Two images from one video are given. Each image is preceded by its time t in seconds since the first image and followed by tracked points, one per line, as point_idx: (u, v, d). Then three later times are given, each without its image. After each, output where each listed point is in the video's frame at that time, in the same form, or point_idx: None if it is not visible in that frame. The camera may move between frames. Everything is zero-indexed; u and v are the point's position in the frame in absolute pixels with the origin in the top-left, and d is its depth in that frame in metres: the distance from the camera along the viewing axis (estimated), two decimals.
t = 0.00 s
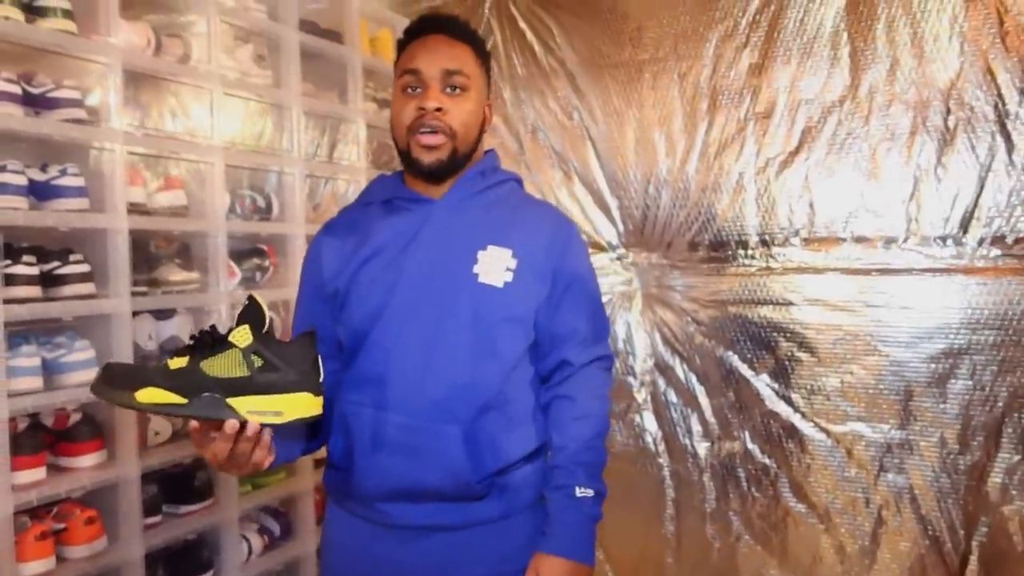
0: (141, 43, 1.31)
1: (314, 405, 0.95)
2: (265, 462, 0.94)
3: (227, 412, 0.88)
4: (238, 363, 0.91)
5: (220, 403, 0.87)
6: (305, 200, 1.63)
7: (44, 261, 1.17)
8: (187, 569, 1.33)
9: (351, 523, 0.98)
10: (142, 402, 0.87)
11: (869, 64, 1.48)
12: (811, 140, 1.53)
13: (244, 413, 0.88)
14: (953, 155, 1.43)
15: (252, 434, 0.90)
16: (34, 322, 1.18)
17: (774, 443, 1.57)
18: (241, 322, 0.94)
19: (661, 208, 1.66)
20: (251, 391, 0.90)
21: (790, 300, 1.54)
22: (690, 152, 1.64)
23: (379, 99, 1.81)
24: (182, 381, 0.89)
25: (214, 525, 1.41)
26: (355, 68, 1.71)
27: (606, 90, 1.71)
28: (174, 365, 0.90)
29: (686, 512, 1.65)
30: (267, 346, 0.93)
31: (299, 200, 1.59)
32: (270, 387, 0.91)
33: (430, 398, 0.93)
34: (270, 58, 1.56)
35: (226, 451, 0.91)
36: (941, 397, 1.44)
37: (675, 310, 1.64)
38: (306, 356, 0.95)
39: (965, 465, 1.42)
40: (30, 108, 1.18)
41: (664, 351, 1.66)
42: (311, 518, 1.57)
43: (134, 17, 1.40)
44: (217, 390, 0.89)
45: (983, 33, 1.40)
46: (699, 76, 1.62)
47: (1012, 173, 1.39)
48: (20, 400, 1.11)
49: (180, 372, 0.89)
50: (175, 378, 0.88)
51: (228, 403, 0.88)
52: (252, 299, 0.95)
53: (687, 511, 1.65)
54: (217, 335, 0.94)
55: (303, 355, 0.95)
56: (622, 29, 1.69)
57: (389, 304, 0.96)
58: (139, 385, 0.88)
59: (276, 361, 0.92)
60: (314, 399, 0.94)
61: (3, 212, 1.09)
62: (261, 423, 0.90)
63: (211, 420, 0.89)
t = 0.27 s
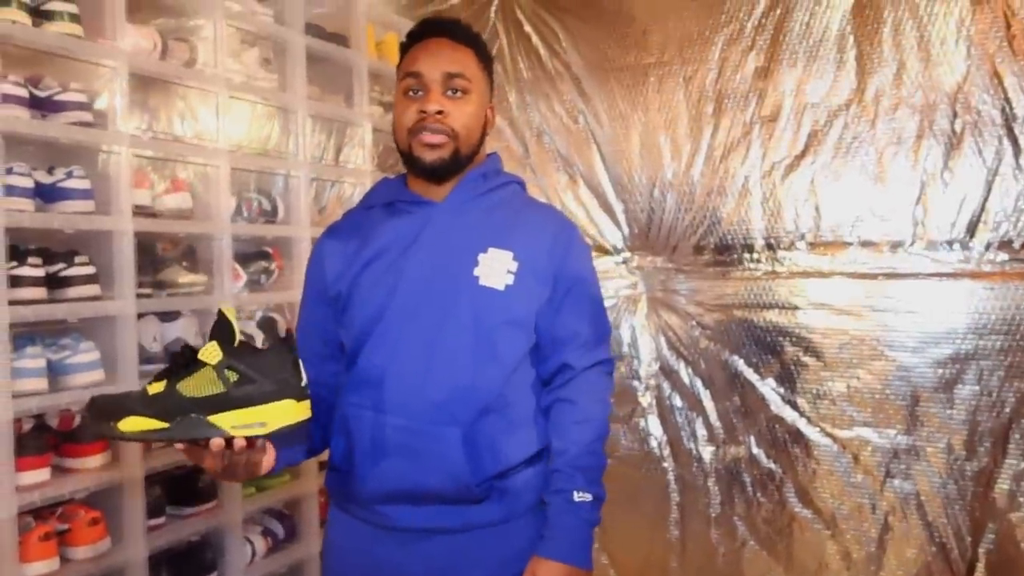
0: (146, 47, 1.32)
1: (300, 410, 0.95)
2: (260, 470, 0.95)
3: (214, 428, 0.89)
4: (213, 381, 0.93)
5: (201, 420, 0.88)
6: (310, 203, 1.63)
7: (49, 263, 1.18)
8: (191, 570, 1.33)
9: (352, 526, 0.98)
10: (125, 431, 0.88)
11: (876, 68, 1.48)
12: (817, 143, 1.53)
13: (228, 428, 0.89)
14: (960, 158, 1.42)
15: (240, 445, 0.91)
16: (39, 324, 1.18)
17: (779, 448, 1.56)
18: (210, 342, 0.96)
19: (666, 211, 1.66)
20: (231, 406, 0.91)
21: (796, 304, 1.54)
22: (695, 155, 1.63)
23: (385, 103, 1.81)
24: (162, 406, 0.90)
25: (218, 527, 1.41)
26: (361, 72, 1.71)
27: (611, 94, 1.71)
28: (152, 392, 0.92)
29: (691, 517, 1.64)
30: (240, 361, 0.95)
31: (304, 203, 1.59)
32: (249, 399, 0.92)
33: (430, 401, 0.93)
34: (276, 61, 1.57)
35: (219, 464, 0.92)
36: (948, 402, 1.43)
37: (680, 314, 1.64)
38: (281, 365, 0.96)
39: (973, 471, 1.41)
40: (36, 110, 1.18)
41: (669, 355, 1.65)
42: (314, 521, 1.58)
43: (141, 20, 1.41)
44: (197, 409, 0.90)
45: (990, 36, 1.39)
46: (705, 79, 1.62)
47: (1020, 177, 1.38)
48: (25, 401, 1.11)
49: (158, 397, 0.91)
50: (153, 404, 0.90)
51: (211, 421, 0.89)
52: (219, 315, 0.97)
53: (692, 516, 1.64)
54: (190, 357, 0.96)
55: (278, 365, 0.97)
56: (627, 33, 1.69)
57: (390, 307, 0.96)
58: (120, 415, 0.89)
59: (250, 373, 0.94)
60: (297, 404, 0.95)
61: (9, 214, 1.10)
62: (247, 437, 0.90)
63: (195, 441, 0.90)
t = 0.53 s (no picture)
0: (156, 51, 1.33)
1: (305, 406, 0.96)
2: (263, 469, 0.95)
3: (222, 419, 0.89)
4: (225, 371, 0.92)
5: (212, 410, 0.88)
6: (320, 205, 1.64)
7: (60, 265, 1.19)
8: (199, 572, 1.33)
9: (357, 527, 0.98)
10: (132, 415, 0.87)
11: (887, 70, 1.47)
12: (828, 146, 1.52)
13: (236, 420, 0.89)
14: (971, 161, 1.41)
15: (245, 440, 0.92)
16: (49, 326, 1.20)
17: (789, 452, 1.55)
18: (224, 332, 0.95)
19: (675, 214, 1.65)
20: (241, 398, 0.91)
21: (806, 307, 1.53)
22: (704, 158, 1.63)
23: (394, 106, 1.82)
24: (171, 394, 0.89)
25: (225, 528, 1.41)
26: (370, 75, 1.71)
27: (620, 96, 1.71)
28: (162, 378, 0.91)
29: (700, 521, 1.63)
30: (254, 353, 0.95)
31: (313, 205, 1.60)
32: (259, 394, 0.92)
33: (436, 403, 0.93)
34: (286, 64, 1.57)
35: (222, 459, 0.92)
36: (960, 407, 1.41)
37: (689, 317, 1.63)
38: (291, 361, 0.97)
39: (985, 476, 1.40)
40: (47, 114, 1.19)
41: (678, 358, 1.65)
42: (323, 523, 1.58)
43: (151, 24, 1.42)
44: (208, 399, 0.89)
45: (1002, 37, 1.38)
46: (714, 81, 1.62)
47: None
48: (35, 402, 1.12)
49: (168, 385, 0.90)
50: (163, 390, 0.89)
51: (220, 411, 0.89)
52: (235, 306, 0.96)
53: (701, 520, 1.63)
54: (202, 346, 0.95)
55: (287, 360, 0.97)
56: (636, 35, 1.69)
57: (397, 309, 0.97)
58: (128, 398, 0.88)
59: (263, 367, 0.94)
60: (303, 401, 0.96)
61: (20, 217, 1.11)
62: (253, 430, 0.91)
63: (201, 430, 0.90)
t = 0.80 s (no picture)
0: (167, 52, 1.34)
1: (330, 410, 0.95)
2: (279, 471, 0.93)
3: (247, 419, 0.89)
4: (253, 371, 0.92)
5: (235, 409, 0.88)
6: (329, 206, 1.64)
7: (72, 265, 1.20)
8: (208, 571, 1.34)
9: (365, 527, 0.98)
10: (160, 413, 0.88)
11: (898, 69, 1.46)
12: (838, 146, 1.51)
13: (260, 420, 0.89)
14: (984, 160, 1.40)
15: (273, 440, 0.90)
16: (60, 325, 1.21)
17: (799, 453, 1.54)
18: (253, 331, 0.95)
19: (685, 215, 1.65)
20: (266, 399, 0.90)
21: (816, 307, 1.52)
22: (714, 158, 1.62)
23: (404, 107, 1.82)
24: (198, 391, 0.90)
25: (235, 528, 1.42)
26: (380, 76, 1.72)
27: (630, 96, 1.71)
28: (190, 376, 0.92)
29: (710, 522, 1.63)
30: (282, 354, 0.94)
31: (323, 206, 1.60)
32: (285, 395, 0.91)
33: (446, 402, 0.93)
34: (296, 66, 1.58)
35: (245, 459, 0.90)
36: (973, 408, 1.40)
37: (699, 318, 1.63)
38: (319, 363, 0.95)
39: (998, 478, 1.39)
40: (58, 115, 1.20)
41: (688, 359, 1.64)
42: (332, 523, 1.58)
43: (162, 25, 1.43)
44: (233, 398, 0.89)
45: (1016, 36, 1.37)
46: (724, 81, 1.61)
47: None
48: (46, 401, 1.13)
49: (195, 383, 0.90)
50: (190, 388, 0.90)
51: (245, 411, 0.89)
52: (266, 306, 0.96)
53: (711, 522, 1.62)
54: (232, 344, 0.95)
55: (315, 362, 0.95)
56: (647, 35, 1.69)
57: (407, 308, 0.97)
58: (157, 395, 0.89)
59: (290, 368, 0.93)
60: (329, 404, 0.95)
61: (31, 218, 1.12)
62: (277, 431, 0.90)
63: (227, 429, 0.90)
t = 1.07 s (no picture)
0: (167, 46, 1.33)
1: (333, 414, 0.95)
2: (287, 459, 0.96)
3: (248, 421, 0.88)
4: (256, 373, 0.92)
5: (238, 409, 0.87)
6: (330, 200, 1.64)
7: (73, 259, 1.20)
8: (209, 564, 1.34)
9: (364, 520, 0.99)
10: (163, 411, 0.87)
11: (901, 62, 1.45)
12: (841, 140, 1.50)
13: (262, 422, 0.88)
14: (988, 155, 1.39)
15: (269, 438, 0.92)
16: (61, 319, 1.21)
17: (801, 449, 1.53)
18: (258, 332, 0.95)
19: (686, 210, 1.65)
20: (268, 400, 0.90)
21: (819, 303, 1.51)
22: (716, 152, 1.62)
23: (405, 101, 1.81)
24: (201, 390, 0.89)
25: (237, 521, 1.42)
26: (381, 70, 1.72)
27: (632, 90, 1.70)
28: (195, 375, 0.91)
29: (711, 518, 1.63)
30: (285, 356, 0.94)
31: (324, 200, 1.60)
32: (287, 397, 0.91)
33: (440, 397, 0.93)
34: (297, 59, 1.58)
35: (247, 455, 0.93)
36: (975, 404, 1.40)
37: (700, 313, 1.62)
38: (322, 365, 0.95)
39: (1000, 473, 1.38)
40: (59, 109, 1.20)
41: (690, 354, 1.64)
42: (333, 517, 1.58)
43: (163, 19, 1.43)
44: (237, 398, 0.89)
45: (1020, 29, 1.36)
46: (726, 75, 1.60)
47: None
48: (47, 395, 1.13)
49: (199, 382, 0.90)
50: (194, 387, 0.89)
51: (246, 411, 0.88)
52: (273, 307, 0.97)
53: (712, 517, 1.62)
54: (238, 346, 0.96)
55: (319, 366, 0.95)
56: (649, 29, 1.68)
57: (402, 303, 0.97)
58: (161, 394, 0.88)
59: (292, 370, 0.93)
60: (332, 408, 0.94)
61: (32, 211, 1.13)
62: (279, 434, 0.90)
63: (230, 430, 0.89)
